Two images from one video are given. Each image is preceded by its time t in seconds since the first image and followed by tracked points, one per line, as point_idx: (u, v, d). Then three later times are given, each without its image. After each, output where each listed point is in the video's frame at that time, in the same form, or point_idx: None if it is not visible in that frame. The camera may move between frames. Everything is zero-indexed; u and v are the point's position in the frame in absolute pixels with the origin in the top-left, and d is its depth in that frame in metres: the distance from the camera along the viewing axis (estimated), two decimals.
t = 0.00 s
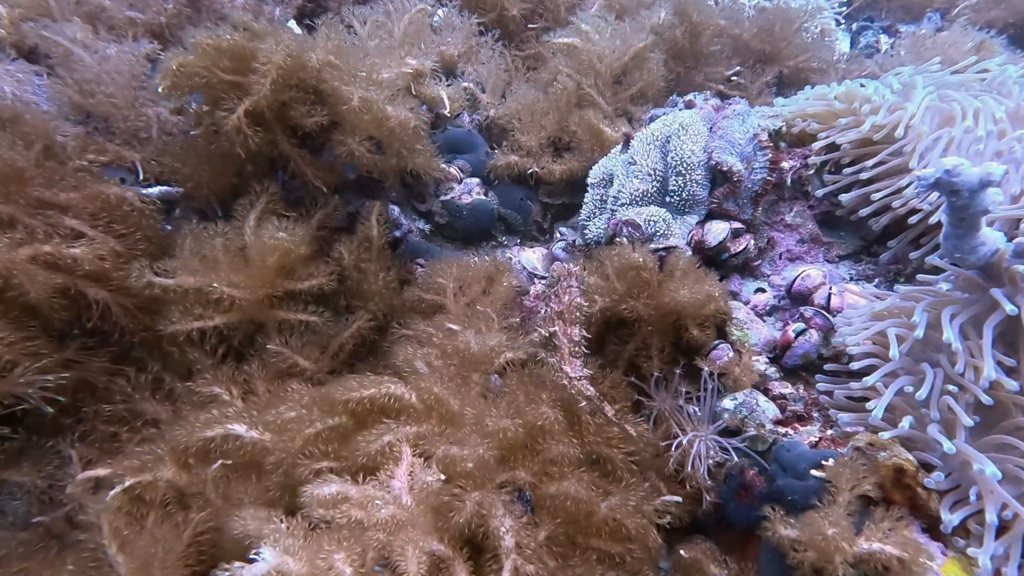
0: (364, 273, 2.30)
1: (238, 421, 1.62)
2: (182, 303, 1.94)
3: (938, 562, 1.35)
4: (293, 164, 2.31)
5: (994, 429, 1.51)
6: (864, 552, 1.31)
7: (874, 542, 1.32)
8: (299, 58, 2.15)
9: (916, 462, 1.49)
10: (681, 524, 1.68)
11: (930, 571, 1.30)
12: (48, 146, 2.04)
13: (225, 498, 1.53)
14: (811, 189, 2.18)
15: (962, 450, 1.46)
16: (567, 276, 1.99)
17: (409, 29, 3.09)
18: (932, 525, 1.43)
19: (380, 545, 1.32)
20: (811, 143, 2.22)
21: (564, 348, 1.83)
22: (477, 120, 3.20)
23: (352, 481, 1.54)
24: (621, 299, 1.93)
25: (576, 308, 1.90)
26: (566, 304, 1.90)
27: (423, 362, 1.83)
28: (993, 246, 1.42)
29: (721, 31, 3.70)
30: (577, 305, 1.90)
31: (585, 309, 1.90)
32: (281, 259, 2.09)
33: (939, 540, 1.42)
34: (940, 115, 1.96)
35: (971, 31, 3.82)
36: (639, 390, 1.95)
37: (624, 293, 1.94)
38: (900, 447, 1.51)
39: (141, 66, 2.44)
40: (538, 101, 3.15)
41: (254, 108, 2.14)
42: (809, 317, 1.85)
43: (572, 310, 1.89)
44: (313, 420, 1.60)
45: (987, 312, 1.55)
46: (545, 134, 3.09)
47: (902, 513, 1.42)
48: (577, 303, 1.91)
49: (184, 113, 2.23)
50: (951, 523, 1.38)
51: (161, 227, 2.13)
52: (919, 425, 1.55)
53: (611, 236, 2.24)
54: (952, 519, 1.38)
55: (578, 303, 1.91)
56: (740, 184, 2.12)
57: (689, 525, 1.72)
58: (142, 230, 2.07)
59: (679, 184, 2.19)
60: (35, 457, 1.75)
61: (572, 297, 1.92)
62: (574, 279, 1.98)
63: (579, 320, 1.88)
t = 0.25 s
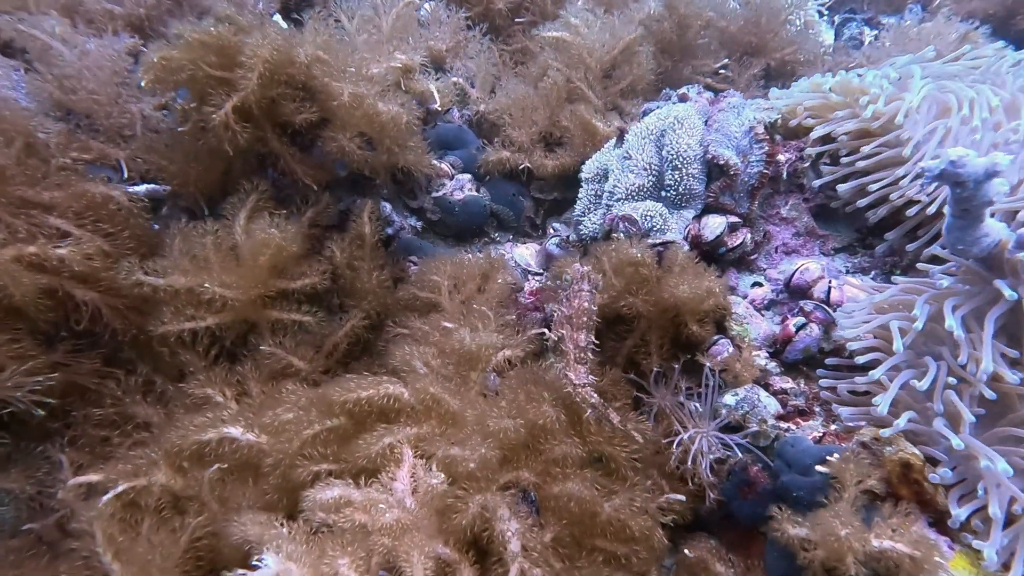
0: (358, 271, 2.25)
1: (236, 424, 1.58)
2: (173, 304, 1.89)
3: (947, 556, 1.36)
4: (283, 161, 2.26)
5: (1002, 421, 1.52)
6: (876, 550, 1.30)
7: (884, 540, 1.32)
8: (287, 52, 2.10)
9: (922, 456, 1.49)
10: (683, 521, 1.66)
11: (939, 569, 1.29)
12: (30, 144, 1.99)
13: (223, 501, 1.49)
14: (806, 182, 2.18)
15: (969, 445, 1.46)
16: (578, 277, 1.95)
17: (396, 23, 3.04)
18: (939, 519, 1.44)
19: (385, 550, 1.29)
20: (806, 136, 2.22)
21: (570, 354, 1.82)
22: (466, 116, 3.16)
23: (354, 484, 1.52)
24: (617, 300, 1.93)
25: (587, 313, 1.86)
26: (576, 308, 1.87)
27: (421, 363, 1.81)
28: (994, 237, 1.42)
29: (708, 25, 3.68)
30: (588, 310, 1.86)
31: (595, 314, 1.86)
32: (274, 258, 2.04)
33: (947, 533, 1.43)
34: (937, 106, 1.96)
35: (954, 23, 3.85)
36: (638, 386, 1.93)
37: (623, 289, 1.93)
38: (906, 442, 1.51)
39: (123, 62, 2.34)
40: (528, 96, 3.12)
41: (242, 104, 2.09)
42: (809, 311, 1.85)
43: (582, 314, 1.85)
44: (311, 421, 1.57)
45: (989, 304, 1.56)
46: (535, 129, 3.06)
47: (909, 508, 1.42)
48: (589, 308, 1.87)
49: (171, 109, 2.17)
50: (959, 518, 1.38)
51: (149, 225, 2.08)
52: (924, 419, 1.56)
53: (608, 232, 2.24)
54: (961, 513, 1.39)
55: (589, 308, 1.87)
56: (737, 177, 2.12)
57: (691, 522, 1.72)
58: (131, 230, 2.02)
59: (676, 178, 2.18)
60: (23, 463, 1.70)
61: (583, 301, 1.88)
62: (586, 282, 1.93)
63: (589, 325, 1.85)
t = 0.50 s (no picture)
0: (346, 269, 2.21)
1: (226, 428, 1.55)
2: (159, 303, 1.85)
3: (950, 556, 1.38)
4: (268, 157, 2.21)
5: (1001, 417, 1.54)
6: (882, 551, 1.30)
7: (889, 542, 1.32)
8: (270, 46, 2.04)
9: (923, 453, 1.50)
10: (682, 520, 1.65)
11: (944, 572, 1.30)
12: (6, 142, 1.93)
13: (213, 507, 1.47)
14: (795, 173, 2.18)
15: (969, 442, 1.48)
16: (584, 281, 1.82)
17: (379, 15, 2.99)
18: (940, 515, 1.45)
19: (383, 559, 1.27)
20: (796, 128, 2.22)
21: (568, 362, 1.73)
22: (452, 108, 3.13)
23: (349, 489, 1.49)
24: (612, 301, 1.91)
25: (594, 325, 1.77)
26: (580, 316, 1.77)
27: (414, 363, 1.80)
28: (989, 230, 1.43)
29: (692, 15, 3.67)
30: (593, 320, 1.77)
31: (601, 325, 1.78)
32: (260, 255, 2.00)
33: (948, 530, 1.45)
34: (926, 98, 1.97)
35: (933, 13, 3.88)
36: (632, 381, 1.93)
37: (617, 283, 1.92)
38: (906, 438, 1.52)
39: (103, 56, 2.22)
40: (514, 88, 3.09)
41: (225, 100, 2.04)
42: (802, 304, 1.85)
43: (587, 325, 1.76)
44: (303, 424, 1.54)
45: (984, 297, 1.57)
46: (522, 122, 3.03)
47: (911, 507, 1.43)
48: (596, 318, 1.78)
49: (152, 105, 2.12)
50: (962, 516, 1.40)
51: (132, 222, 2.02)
52: (922, 415, 1.57)
53: (598, 225, 2.23)
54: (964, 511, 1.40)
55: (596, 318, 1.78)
56: (727, 170, 2.11)
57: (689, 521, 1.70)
58: (113, 228, 1.96)
59: (666, 171, 2.17)
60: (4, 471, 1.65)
61: (589, 311, 1.78)
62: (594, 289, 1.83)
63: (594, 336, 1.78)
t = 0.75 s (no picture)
0: (328, 265, 2.17)
1: (208, 430, 1.51)
2: (138, 302, 1.81)
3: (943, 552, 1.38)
4: (248, 154, 2.15)
5: (992, 411, 1.54)
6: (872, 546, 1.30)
7: (879, 538, 1.31)
8: (248, 40, 1.98)
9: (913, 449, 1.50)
10: (670, 517, 1.63)
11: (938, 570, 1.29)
12: None
13: (193, 511, 1.44)
14: (780, 165, 2.17)
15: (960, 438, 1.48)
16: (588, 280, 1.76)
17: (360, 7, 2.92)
18: (931, 511, 1.45)
19: (369, 565, 1.25)
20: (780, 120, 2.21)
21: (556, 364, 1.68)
22: (436, 101, 3.08)
23: (333, 491, 1.46)
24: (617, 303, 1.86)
25: (589, 330, 1.69)
26: (572, 318, 1.71)
27: (400, 362, 1.76)
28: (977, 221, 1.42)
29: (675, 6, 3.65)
30: (588, 325, 1.69)
31: (595, 331, 1.70)
32: (241, 253, 1.95)
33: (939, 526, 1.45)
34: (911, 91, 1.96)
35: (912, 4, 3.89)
36: (619, 376, 1.91)
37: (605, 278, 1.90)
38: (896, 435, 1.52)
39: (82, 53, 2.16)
40: (498, 81, 3.05)
41: (204, 98, 1.97)
42: (788, 297, 1.85)
43: (578, 328, 1.69)
44: (285, 425, 1.50)
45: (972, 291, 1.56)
46: (506, 115, 3.00)
47: (903, 505, 1.42)
48: (592, 324, 1.70)
49: (130, 102, 2.06)
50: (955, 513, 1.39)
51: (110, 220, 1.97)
52: (913, 410, 1.57)
53: (584, 219, 2.21)
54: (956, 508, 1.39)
55: (592, 323, 1.70)
56: (712, 163, 2.10)
57: (678, 517, 1.68)
58: (91, 226, 1.92)
59: (651, 164, 2.15)
60: None
61: (585, 315, 1.70)
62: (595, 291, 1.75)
63: (590, 342, 1.70)
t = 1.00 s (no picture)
0: (309, 264, 2.14)
1: (178, 432, 1.48)
2: (108, 301, 1.78)
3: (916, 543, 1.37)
4: (224, 150, 2.12)
5: (966, 402, 1.52)
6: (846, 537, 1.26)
7: (853, 527, 1.27)
8: (222, 33, 1.95)
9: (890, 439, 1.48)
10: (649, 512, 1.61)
11: (908, 556, 1.26)
12: None
13: (160, 514, 1.40)
14: (764, 159, 2.15)
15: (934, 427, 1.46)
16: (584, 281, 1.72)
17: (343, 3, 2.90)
18: (906, 500, 1.44)
19: (337, 566, 1.22)
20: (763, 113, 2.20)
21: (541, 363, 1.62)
22: (421, 97, 3.05)
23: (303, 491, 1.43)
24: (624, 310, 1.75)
25: (572, 329, 1.62)
26: (556, 317, 1.66)
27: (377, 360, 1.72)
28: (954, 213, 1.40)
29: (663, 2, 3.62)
30: (569, 323, 1.63)
31: (579, 330, 1.62)
32: (215, 251, 1.92)
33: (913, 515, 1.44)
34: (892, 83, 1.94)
35: None
36: (601, 371, 1.84)
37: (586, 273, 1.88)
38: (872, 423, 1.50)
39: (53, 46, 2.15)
40: (483, 77, 3.03)
41: (176, 91, 1.94)
42: (769, 290, 1.83)
43: (559, 326, 1.63)
44: (257, 426, 1.47)
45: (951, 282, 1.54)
46: (491, 111, 2.97)
47: (877, 493, 1.39)
48: (577, 323, 1.63)
49: (102, 98, 2.04)
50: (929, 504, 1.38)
51: (81, 218, 1.95)
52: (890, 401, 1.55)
53: (568, 214, 2.18)
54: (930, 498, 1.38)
55: (577, 322, 1.63)
56: (695, 156, 2.08)
57: (660, 510, 1.66)
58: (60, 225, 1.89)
59: (634, 157, 2.13)
60: None
61: (571, 315, 1.64)
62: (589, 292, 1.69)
63: (572, 341, 1.61)
